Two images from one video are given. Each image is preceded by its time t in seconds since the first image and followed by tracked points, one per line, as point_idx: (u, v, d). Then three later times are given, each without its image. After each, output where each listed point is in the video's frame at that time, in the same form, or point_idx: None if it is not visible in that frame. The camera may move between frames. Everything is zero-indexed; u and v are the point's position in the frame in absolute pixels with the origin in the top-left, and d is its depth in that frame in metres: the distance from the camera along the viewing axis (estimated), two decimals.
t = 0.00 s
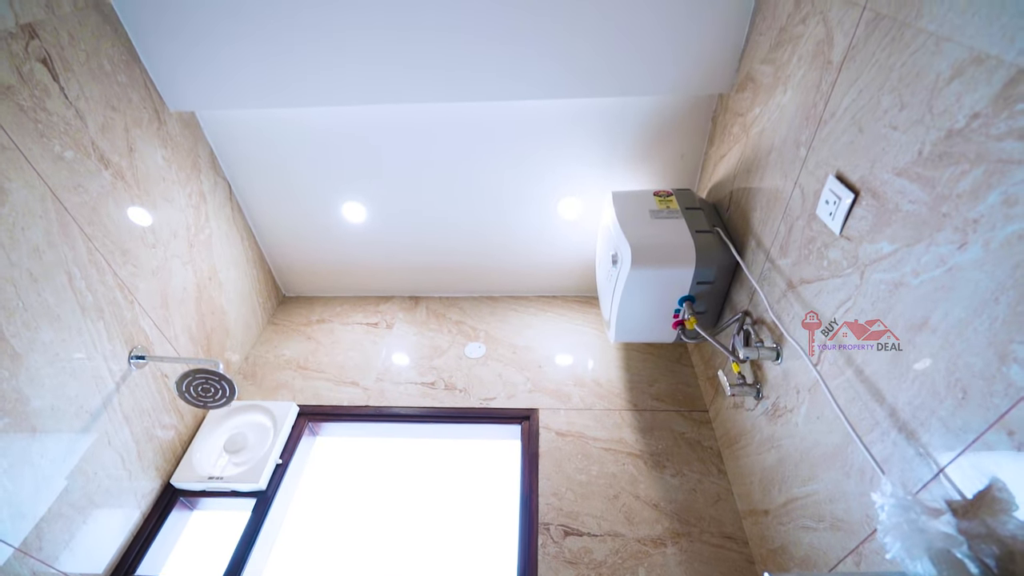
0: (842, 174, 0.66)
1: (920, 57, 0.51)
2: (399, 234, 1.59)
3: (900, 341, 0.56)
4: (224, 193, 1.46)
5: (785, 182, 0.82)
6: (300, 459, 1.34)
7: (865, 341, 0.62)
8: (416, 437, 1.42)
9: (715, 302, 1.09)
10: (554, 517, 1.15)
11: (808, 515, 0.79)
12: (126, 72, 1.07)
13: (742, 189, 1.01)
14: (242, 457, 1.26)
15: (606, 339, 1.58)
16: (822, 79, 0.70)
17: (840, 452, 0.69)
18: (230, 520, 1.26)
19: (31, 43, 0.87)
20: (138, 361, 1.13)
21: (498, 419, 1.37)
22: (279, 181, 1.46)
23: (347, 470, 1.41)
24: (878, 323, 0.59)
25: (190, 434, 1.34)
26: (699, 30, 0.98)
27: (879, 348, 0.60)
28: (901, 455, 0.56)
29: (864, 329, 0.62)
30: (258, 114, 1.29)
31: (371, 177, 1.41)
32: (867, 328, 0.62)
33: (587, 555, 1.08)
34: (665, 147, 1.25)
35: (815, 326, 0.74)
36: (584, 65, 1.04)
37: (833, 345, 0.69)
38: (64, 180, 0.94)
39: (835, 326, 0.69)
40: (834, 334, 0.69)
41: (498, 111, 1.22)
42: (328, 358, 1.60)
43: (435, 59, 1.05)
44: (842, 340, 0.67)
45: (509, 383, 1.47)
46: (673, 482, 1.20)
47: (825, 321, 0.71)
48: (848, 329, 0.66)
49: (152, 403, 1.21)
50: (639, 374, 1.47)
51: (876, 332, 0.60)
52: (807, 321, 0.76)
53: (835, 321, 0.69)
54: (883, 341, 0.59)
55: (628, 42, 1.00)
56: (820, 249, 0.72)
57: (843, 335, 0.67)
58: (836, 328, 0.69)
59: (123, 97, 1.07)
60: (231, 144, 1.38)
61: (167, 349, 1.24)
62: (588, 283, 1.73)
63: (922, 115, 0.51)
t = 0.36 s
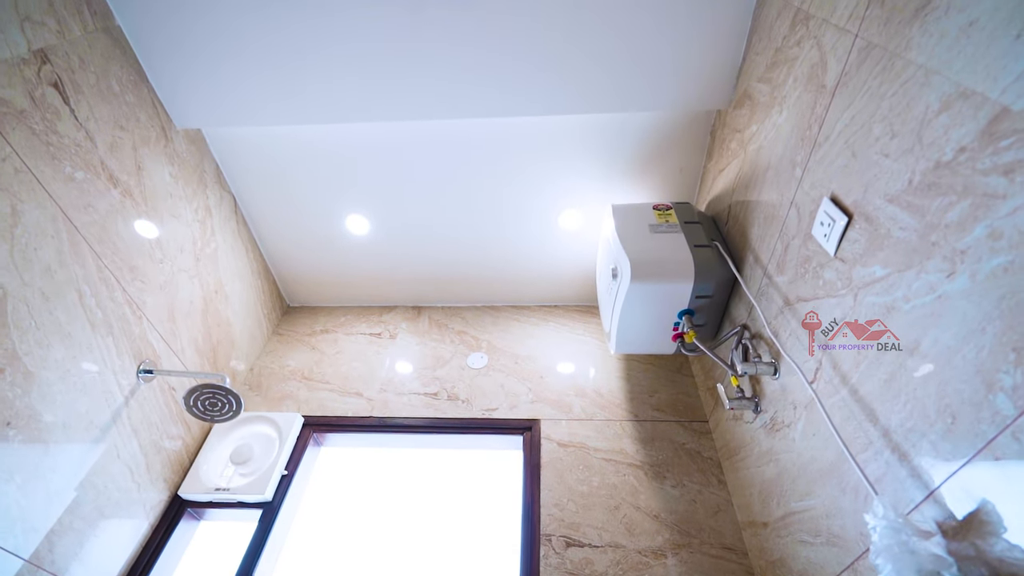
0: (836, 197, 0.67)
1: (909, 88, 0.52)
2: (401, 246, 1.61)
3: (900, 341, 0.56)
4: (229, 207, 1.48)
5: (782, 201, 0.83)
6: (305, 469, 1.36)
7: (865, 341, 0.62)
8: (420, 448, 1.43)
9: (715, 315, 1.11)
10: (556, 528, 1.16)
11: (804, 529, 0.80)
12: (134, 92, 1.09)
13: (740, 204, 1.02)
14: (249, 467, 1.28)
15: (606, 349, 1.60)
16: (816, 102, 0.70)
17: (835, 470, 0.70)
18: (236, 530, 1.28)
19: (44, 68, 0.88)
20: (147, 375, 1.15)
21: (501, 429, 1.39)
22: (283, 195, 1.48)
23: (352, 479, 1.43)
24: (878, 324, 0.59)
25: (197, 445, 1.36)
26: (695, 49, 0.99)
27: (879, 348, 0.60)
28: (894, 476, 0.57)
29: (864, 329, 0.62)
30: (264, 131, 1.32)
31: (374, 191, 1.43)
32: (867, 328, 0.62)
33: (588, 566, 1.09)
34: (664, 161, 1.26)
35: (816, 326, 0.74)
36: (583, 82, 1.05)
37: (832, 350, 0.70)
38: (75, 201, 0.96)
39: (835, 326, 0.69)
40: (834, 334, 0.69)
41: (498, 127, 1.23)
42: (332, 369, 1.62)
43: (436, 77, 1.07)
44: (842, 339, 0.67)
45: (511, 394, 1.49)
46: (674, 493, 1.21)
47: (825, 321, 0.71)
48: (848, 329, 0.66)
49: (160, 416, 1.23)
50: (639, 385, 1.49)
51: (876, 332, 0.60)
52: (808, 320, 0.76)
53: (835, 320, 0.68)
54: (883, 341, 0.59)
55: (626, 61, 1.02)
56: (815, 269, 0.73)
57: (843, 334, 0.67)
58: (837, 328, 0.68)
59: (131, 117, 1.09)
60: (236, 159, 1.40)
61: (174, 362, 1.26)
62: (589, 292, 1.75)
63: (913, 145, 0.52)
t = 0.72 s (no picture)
0: (830, 208, 0.67)
1: (900, 106, 0.53)
2: (404, 248, 1.63)
3: (900, 341, 0.56)
4: (233, 211, 1.50)
5: (778, 208, 0.84)
6: (313, 468, 1.39)
7: (865, 342, 0.62)
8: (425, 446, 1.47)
9: (713, 317, 1.12)
10: (558, 525, 1.19)
11: (798, 529, 0.83)
12: (137, 101, 1.10)
13: (738, 208, 1.03)
14: (258, 467, 1.32)
15: (607, 348, 1.63)
16: (811, 113, 0.71)
17: (827, 474, 0.72)
18: (246, 528, 1.31)
19: (50, 82, 0.90)
20: (158, 379, 1.18)
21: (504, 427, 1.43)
22: (286, 199, 1.49)
23: (359, 476, 1.45)
24: (878, 323, 0.59)
25: (208, 445, 1.39)
26: (693, 55, 1.00)
27: (879, 348, 0.59)
28: (883, 482, 0.59)
29: (864, 329, 0.62)
30: (266, 138, 1.33)
31: (376, 195, 1.44)
32: (867, 328, 0.61)
33: (589, 561, 1.12)
34: (664, 163, 1.27)
35: (816, 325, 0.74)
36: (582, 88, 1.06)
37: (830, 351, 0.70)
38: (84, 213, 0.98)
39: (835, 326, 0.68)
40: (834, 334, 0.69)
41: (498, 131, 1.24)
42: (338, 369, 1.66)
43: (435, 84, 1.07)
44: (843, 340, 0.67)
45: (513, 393, 1.52)
46: (673, 490, 1.24)
47: (825, 320, 0.71)
48: (848, 329, 0.65)
49: (171, 418, 1.26)
50: (640, 383, 1.51)
51: (876, 332, 0.60)
52: (807, 320, 0.76)
53: (835, 320, 0.68)
54: (883, 340, 0.59)
55: (624, 67, 1.02)
56: (810, 277, 0.74)
57: (843, 334, 0.66)
58: (837, 327, 0.68)
59: (136, 126, 1.10)
60: (239, 165, 1.42)
61: (183, 366, 1.29)
62: (590, 291, 1.77)
63: (903, 163, 0.53)
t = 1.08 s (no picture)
0: (828, 212, 0.68)
1: (896, 117, 0.53)
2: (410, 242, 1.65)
3: (900, 341, 0.56)
4: (241, 208, 1.52)
5: (778, 208, 0.84)
6: (325, 458, 1.46)
7: (865, 341, 0.62)
8: (433, 435, 1.52)
9: (714, 311, 1.14)
10: (563, 511, 1.24)
11: (793, 519, 0.86)
12: (144, 104, 1.12)
13: (739, 204, 1.03)
14: (274, 456, 1.37)
15: (610, 339, 1.66)
16: (811, 116, 0.71)
17: (821, 468, 0.75)
18: (261, 515, 1.35)
19: (60, 89, 0.91)
20: (175, 375, 1.23)
21: (509, 417, 1.48)
22: (292, 195, 1.51)
23: (373, 462, 1.50)
24: (878, 324, 0.59)
25: (224, 436, 1.45)
26: (696, 51, 0.99)
27: (879, 347, 0.60)
28: (872, 479, 0.62)
29: (864, 329, 0.62)
30: (271, 136, 1.34)
31: (381, 191, 1.46)
32: (867, 328, 0.62)
33: (592, 546, 1.17)
34: (666, 157, 1.27)
35: (816, 325, 0.74)
36: (583, 85, 1.05)
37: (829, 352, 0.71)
38: (98, 217, 1.00)
39: (836, 326, 0.69)
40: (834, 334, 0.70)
41: (500, 127, 1.24)
42: (347, 361, 1.70)
43: (436, 82, 1.07)
44: (843, 339, 0.67)
45: (518, 383, 1.56)
46: (674, 478, 1.28)
47: (825, 320, 0.71)
48: (848, 329, 0.66)
49: (189, 411, 1.31)
50: (642, 374, 1.55)
51: (877, 331, 0.60)
52: (808, 321, 0.76)
53: (835, 320, 0.69)
54: (883, 340, 0.59)
55: (626, 63, 1.01)
56: (808, 278, 0.76)
57: (843, 334, 0.67)
58: (837, 327, 0.69)
59: (144, 129, 1.12)
60: (245, 163, 1.43)
61: (198, 361, 1.33)
62: (593, 282, 1.79)
63: (898, 174, 0.53)
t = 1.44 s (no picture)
0: (825, 209, 0.68)
1: (892, 120, 0.53)
2: (414, 231, 1.67)
3: (900, 341, 0.56)
4: (248, 199, 1.54)
5: (778, 201, 0.85)
6: (340, 441, 1.53)
7: (865, 341, 0.63)
8: (441, 419, 1.57)
9: (714, 299, 1.15)
10: (567, 491, 1.30)
11: (786, 499, 0.90)
12: (150, 101, 1.12)
13: (739, 194, 1.04)
14: (290, 441, 1.44)
15: (613, 323, 1.69)
16: (811, 111, 0.71)
17: (813, 453, 0.79)
18: (280, 497, 1.42)
19: (68, 92, 0.93)
20: (193, 366, 1.28)
21: (515, 402, 1.53)
22: (297, 186, 1.52)
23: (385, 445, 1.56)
24: (879, 323, 0.59)
25: (241, 422, 1.52)
26: (698, 39, 0.98)
27: (879, 347, 0.60)
28: (861, 467, 0.66)
29: (864, 329, 0.63)
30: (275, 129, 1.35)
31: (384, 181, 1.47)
32: (867, 328, 0.62)
33: (596, 523, 1.23)
34: (669, 144, 1.27)
35: (816, 325, 0.75)
36: (583, 76, 1.05)
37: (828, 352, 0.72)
38: (111, 217, 1.03)
39: (835, 326, 0.70)
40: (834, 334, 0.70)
41: (502, 117, 1.24)
42: (356, 347, 1.75)
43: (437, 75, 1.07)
44: (843, 339, 0.68)
45: (524, 368, 1.61)
46: (674, 458, 1.33)
47: (824, 321, 0.72)
48: (848, 329, 0.67)
49: (207, 399, 1.37)
50: (645, 357, 1.58)
51: (877, 332, 0.60)
52: (807, 320, 0.78)
53: (835, 321, 0.69)
54: (884, 340, 0.59)
55: (627, 52, 1.00)
56: (804, 271, 0.77)
57: (843, 334, 0.68)
58: (837, 327, 0.69)
59: (151, 126, 1.13)
60: (249, 155, 1.44)
61: (213, 352, 1.38)
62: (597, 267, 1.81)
63: (892, 176, 0.54)
